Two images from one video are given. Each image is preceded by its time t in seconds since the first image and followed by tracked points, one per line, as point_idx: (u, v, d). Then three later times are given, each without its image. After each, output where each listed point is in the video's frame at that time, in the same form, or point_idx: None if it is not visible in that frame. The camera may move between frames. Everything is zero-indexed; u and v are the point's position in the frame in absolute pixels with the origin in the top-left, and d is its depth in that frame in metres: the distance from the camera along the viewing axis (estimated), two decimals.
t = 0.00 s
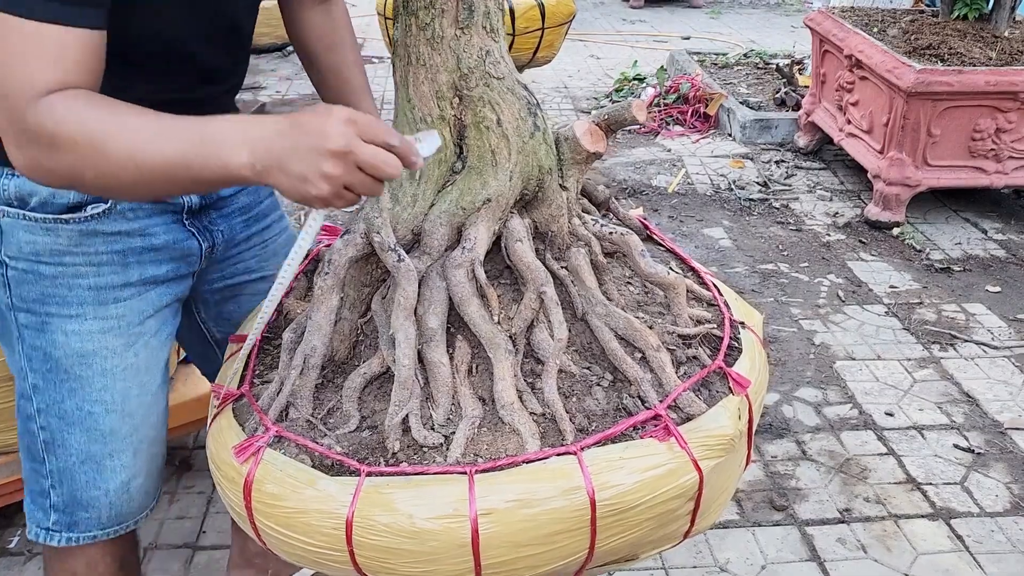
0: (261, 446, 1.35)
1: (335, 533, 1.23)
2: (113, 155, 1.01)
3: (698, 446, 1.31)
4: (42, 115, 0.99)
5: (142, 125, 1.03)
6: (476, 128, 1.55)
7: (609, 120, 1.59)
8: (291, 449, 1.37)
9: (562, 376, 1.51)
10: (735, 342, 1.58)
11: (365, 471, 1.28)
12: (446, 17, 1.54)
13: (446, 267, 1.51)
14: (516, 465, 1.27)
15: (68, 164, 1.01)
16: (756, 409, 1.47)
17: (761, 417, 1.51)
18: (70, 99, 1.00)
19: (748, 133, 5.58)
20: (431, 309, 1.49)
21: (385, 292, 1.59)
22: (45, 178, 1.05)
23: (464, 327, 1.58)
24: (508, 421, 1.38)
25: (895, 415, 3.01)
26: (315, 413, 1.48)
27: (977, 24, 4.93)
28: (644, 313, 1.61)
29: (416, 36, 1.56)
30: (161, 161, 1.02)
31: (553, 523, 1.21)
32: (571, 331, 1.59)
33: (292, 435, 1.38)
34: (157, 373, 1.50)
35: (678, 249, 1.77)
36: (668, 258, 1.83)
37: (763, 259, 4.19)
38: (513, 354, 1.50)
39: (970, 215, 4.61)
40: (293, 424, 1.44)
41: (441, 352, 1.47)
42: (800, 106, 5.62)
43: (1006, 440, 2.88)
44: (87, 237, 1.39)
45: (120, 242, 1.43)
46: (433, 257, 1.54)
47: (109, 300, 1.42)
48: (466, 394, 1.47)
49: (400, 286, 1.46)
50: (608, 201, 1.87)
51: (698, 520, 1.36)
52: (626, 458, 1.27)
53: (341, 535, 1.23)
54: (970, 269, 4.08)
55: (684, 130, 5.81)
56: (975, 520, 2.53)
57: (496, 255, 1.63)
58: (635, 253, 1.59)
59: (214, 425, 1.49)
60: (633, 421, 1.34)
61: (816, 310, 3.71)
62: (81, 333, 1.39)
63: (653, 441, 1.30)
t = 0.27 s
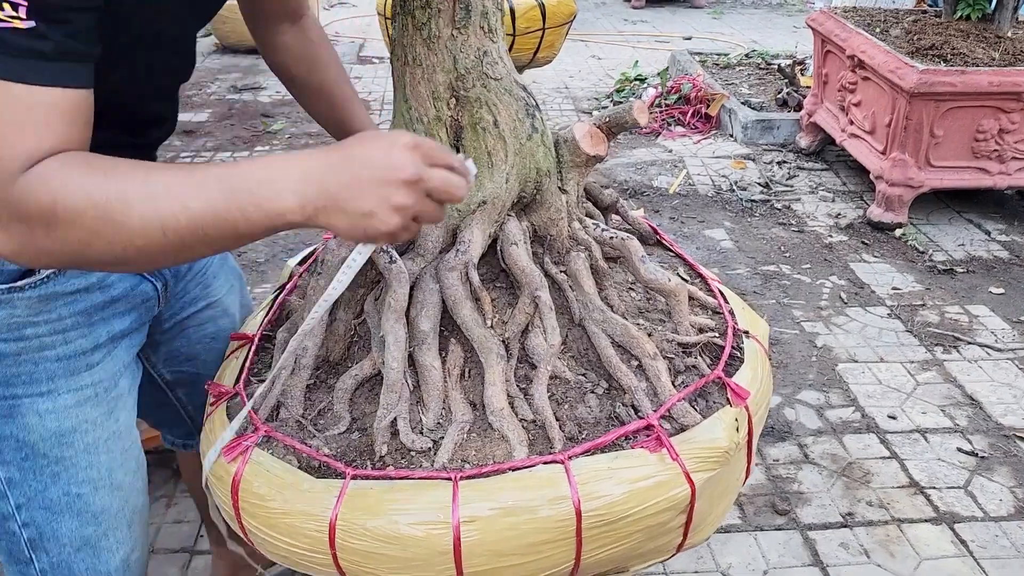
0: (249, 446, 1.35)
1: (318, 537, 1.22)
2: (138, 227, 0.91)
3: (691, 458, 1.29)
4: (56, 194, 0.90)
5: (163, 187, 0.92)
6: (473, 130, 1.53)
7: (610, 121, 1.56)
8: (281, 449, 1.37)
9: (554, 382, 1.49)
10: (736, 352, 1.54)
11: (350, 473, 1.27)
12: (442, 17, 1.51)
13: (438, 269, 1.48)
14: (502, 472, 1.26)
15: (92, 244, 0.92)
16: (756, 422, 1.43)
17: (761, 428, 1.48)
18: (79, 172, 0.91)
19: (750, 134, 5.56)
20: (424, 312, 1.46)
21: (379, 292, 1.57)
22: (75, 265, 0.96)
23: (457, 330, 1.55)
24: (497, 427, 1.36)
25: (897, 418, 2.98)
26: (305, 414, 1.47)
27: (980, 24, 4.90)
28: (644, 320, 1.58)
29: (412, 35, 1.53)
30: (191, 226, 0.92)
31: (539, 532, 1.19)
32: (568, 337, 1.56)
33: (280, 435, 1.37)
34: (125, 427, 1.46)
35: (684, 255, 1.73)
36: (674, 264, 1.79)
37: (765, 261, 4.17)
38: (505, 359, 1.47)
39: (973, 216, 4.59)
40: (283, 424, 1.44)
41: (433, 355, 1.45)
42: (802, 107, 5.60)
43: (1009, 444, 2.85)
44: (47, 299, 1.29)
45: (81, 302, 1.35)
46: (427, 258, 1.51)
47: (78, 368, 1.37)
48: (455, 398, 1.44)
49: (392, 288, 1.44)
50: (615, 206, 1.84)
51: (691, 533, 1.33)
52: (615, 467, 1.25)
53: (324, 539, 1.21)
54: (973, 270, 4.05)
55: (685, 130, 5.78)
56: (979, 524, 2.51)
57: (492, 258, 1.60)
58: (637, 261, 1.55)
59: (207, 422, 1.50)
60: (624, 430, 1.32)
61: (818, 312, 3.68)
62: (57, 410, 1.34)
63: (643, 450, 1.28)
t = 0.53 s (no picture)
0: (239, 460, 1.30)
1: (308, 557, 1.18)
2: (367, 144, 0.86)
3: (698, 484, 1.23)
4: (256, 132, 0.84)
5: (364, 103, 0.86)
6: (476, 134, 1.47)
7: (620, 127, 1.50)
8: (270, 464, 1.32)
9: (557, 399, 1.42)
10: (751, 369, 1.46)
11: (341, 493, 1.22)
12: (443, 17, 1.48)
13: (438, 278, 1.42)
14: (500, 494, 1.20)
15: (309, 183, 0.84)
16: (770, 445, 1.36)
17: (776, 450, 1.40)
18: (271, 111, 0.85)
19: (754, 135, 5.50)
20: (422, 323, 1.39)
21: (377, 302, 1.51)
22: (280, 223, 0.88)
23: (457, 342, 1.47)
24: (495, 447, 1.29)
25: (908, 427, 2.93)
26: (298, 427, 1.41)
27: (988, 24, 4.85)
28: (652, 334, 1.50)
29: (412, 36, 1.50)
30: (413, 134, 0.87)
31: (536, 555, 1.14)
32: (573, 351, 1.49)
33: (271, 450, 1.32)
34: (101, 466, 1.41)
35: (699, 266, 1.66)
36: (689, 275, 1.71)
37: (770, 264, 4.12)
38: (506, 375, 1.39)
39: (981, 218, 4.53)
40: (274, 438, 1.37)
41: (431, 367, 1.38)
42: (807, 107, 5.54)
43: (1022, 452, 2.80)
44: (17, 343, 1.21)
45: (48, 343, 1.27)
46: (425, 268, 1.44)
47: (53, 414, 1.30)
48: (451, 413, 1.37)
49: (389, 298, 1.38)
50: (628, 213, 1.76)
51: (698, 560, 1.27)
52: (617, 492, 1.20)
53: (314, 559, 1.18)
54: (981, 274, 4.00)
55: (689, 131, 5.73)
56: (993, 536, 2.45)
57: (495, 267, 1.52)
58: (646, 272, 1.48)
59: (201, 432, 1.46)
60: (628, 452, 1.25)
61: (825, 317, 3.63)
62: (29, 463, 1.26)
63: (648, 475, 1.22)
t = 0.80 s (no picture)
0: (224, 506, 1.18)
1: None
2: (505, 86, 0.91)
3: (733, 541, 1.11)
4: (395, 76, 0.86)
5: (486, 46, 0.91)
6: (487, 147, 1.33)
7: (644, 140, 1.38)
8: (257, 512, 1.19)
9: (575, 440, 1.29)
10: (787, 408, 1.34)
11: (336, 546, 1.10)
12: (452, 19, 1.36)
13: (444, 307, 1.29)
14: (510, 552, 1.08)
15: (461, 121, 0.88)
16: (809, 494, 1.24)
17: (815, 500, 1.28)
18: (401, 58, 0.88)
19: (764, 138, 5.38)
20: (427, 357, 1.28)
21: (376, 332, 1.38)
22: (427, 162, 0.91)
23: (465, 377, 1.35)
24: (507, 496, 1.18)
25: (932, 445, 2.81)
26: (290, 469, 1.29)
27: (1004, 25, 4.72)
28: (679, 367, 1.38)
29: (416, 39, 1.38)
30: (544, 70, 0.93)
31: None
32: (592, 386, 1.36)
33: (260, 496, 1.20)
34: (74, 529, 1.29)
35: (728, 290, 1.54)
36: (715, 297, 1.59)
37: (783, 272, 3.99)
38: (519, 415, 1.28)
39: (998, 224, 4.40)
40: (264, 481, 1.25)
41: (436, 406, 1.27)
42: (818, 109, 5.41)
43: None
44: None
45: (10, 398, 1.15)
46: (431, 295, 1.32)
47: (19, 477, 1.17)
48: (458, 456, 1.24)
49: (389, 330, 1.25)
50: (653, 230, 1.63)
51: None
52: (643, 552, 1.08)
53: None
54: (1002, 283, 3.87)
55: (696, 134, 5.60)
56: None
57: (507, 294, 1.41)
58: (673, 301, 1.34)
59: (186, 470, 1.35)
60: (653, 505, 1.13)
61: (842, 329, 3.50)
62: None
63: (679, 531, 1.10)
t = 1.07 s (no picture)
0: None
1: None
2: (530, 172, 0.86)
3: None
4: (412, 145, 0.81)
5: (519, 130, 0.87)
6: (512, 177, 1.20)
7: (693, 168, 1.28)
8: None
9: (615, 507, 1.24)
10: (852, 469, 1.30)
11: None
12: (478, 31, 1.27)
13: (466, 359, 1.21)
14: None
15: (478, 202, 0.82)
16: (876, 564, 1.20)
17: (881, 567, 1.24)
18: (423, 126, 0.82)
19: (777, 144, 5.23)
20: (447, 416, 1.20)
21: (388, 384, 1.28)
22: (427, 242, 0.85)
23: (489, 436, 1.28)
24: None
25: (968, 473, 2.67)
26: (292, 539, 1.23)
27: None
28: (730, 421, 1.34)
29: (438, 53, 1.30)
30: (571, 176, 0.89)
31: None
32: (631, 443, 1.31)
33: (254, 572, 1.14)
34: None
35: (776, 327, 1.51)
36: (761, 334, 1.54)
37: (803, 285, 3.84)
38: (551, 481, 1.21)
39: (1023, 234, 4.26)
40: (262, 554, 1.19)
41: (457, 471, 1.19)
42: (833, 114, 5.27)
43: None
44: None
45: None
46: (452, 344, 1.24)
47: None
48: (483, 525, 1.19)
49: (404, 387, 1.18)
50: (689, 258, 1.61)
51: None
52: None
53: None
54: None
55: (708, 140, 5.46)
56: None
57: (537, 342, 1.32)
58: (725, 350, 1.29)
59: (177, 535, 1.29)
60: None
61: (867, 345, 3.35)
62: None
63: None
